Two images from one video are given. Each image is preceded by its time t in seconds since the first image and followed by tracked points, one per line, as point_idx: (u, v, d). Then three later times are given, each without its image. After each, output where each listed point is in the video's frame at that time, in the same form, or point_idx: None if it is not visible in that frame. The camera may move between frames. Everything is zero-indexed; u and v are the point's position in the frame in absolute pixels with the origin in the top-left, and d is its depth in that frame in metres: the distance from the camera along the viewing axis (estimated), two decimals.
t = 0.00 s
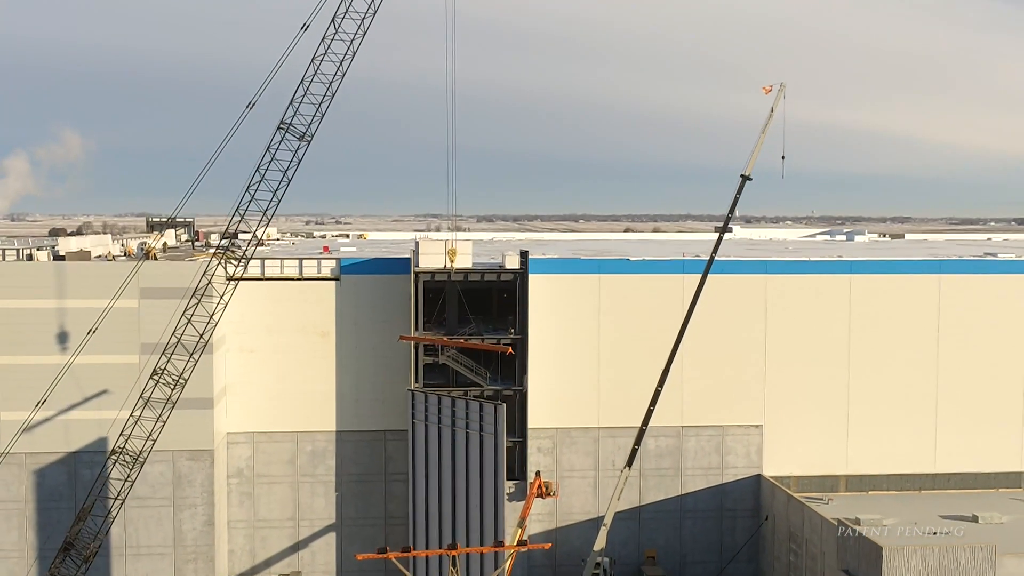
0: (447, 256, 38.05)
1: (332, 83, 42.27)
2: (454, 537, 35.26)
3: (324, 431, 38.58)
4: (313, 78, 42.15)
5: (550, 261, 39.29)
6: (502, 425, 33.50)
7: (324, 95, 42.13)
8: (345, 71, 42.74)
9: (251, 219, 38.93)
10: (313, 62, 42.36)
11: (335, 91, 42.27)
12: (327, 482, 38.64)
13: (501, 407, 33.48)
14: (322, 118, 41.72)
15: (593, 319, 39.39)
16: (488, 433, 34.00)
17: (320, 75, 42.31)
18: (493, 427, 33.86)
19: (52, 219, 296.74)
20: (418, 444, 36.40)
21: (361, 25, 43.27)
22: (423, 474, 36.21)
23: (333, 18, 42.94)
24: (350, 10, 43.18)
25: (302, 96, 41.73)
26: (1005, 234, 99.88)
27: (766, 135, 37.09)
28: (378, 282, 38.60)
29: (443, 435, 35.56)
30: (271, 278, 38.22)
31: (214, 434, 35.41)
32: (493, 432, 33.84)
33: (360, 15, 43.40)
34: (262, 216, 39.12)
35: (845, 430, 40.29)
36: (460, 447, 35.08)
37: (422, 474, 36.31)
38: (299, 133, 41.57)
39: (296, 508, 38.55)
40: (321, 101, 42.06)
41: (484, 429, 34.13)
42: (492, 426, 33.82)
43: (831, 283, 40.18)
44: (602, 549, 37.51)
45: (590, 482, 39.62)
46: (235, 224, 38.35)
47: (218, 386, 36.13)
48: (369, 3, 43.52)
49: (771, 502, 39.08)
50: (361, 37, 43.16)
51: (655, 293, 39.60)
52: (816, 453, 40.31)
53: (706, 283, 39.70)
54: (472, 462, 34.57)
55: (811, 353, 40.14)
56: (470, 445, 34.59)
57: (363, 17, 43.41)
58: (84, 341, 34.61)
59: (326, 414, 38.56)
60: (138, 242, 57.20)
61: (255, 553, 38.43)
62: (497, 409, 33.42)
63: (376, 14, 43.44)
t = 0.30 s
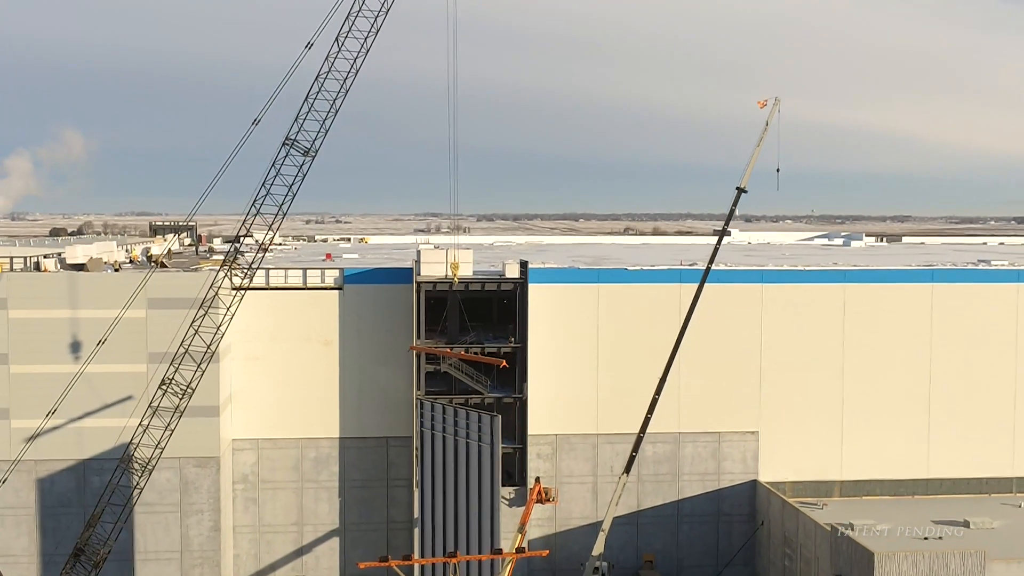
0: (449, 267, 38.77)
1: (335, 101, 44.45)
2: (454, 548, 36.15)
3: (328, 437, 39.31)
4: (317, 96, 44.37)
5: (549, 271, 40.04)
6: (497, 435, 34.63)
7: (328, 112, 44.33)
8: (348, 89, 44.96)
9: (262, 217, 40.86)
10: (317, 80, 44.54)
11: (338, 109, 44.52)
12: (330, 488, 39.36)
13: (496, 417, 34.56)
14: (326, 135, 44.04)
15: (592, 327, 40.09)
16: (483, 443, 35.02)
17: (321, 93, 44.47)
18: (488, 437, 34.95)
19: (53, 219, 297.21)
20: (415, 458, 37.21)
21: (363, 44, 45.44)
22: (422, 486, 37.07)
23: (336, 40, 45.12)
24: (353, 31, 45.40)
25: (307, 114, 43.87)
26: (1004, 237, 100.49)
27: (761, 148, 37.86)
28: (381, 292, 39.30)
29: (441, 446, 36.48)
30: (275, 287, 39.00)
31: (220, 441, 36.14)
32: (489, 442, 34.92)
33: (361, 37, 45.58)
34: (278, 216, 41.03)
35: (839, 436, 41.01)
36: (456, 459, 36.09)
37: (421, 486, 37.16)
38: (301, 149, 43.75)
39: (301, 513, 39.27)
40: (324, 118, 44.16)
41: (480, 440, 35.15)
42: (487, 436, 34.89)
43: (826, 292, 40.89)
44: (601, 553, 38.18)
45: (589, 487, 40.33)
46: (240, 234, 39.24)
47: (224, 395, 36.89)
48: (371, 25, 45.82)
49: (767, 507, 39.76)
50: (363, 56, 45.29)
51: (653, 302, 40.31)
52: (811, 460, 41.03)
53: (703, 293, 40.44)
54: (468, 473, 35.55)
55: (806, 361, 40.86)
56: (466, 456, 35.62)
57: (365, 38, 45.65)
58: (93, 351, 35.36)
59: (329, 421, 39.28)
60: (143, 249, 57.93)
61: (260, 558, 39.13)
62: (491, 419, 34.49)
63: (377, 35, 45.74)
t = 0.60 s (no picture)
0: (449, 276, 39.24)
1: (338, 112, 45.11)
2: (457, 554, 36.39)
3: (330, 442, 39.83)
4: (320, 106, 45.05)
5: (548, 278, 40.55)
6: (489, 442, 34.51)
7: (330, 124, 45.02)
8: (350, 101, 45.57)
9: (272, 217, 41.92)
10: (320, 93, 45.15)
11: (340, 120, 45.11)
12: (333, 492, 39.86)
13: (490, 426, 34.55)
14: (328, 144, 44.74)
15: (591, 333, 40.61)
16: (478, 451, 35.02)
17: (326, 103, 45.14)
18: (483, 445, 34.89)
19: (54, 220, 297.86)
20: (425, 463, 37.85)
21: (365, 54, 46.08)
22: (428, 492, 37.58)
23: (340, 51, 45.75)
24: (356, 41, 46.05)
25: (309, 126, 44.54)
26: (1003, 239, 100.62)
27: (757, 157, 38.36)
28: (383, 299, 39.81)
29: (444, 453, 36.84)
30: (280, 293, 39.46)
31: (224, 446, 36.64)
32: (483, 450, 34.88)
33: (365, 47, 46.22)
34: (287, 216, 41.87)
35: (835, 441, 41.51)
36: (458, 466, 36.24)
37: (429, 492, 37.67)
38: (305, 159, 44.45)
39: (303, 517, 39.77)
40: (328, 127, 44.90)
41: (476, 448, 35.19)
42: (481, 444, 34.86)
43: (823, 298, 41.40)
44: (600, 556, 38.66)
45: (588, 491, 40.83)
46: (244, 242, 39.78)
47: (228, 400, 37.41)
48: (373, 37, 46.33)
49: (764, 510, 40.24)
50: (365, 66, 46.01)
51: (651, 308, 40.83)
52: (808, 464, 41.54)
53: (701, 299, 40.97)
54: (468, 480, 35.68)
55: (803, 366, 41.37)
56: (465, 463, 35.73)
57: (367, 50, 46.19)
58: (100, 358, 35.88)
59: (331, 426, 39.79)
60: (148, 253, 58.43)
61: (264, 561, 39.62)
62: (486, 427, 34.50)
63: (378, 46, 46.20)
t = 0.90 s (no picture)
0: (449, 281, 39.63)
1: (339, 119, 44.50)
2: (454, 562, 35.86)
3: (331, 445, 40.10)
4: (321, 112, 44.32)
5: (549, 281, 40.84)
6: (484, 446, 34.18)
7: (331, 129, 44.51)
8: (352, 106, 44.80)
9: (274, 219, 42.11)
10: (320, 98, 44.47)
11: (341, 127, 44.55)
12: (334, 495, 40.13)
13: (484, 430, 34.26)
14: (330, 151, 44.35)
15: (591, 337, 40.88)
16: (473, 454, 34.71)
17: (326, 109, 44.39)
18: (478, 450, 34.54)
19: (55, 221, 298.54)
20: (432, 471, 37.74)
21: (368, 59, 44.89)
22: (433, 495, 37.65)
23: (342, 55, 44.73)
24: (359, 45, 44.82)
25: (311, 132, 44.07)
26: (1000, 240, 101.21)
27: (756, 163, 38.59)
28: (384, 303, 40.09)
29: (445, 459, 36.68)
30: (280, 297, 39.76)
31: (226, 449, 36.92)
32: (478, 455, 34.54)
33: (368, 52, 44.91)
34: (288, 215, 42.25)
35: (833, 443, 41.78)
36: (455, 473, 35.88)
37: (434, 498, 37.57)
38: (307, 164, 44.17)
39: (305, 519, 40.03)
40: (329, 135, 44.41)
41: (471, 452, 34.86)
42: (476, 447, 34.58)
43: (821, 302, 41.68)
44: (600, 558, 38.91)
45: (588, 494, 41.10)
46: (244, 246, 40.07)
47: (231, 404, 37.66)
48: (375, 40, 45.12)
49: (763, 513, 40.48)
50: (367, 72, 44.93)
51: (651, 311, 41.09)
52: (807, 466, 41.80)
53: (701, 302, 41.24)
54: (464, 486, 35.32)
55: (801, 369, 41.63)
56: (462, 468, 35.39)
57: (369, 54, 44.92)
58: (103, 363, 36.16)
59: (333, 429, 40.07)
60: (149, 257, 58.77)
61: (266, 563, 39.90)
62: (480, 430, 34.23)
63: (381, 51, 44.94)
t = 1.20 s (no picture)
0: (449, 281, 39.81)
1: (339, 120, 43.60)
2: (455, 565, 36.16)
3: (332, 445, 40.17)
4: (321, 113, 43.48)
5: (550, 283, 40.92)
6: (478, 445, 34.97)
7: (331, 130, 43.51)
8: (351, 107, 43.85)
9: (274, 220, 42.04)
10: (320, 99, 43.48)
11: (341, 128, 43.61)
12: (335, 495, 40.20)
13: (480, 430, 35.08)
14: (330, 153, 43.56)
15: (591, 338, 40.94)
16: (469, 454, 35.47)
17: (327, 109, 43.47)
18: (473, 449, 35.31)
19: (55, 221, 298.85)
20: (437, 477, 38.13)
21: (368, 59, 44.07)
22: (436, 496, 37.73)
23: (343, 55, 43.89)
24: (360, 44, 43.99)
25: (311, 133, 43.21)
26: (1000, 241, 101.41)
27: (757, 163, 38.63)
28: (385, 303, 40.16)
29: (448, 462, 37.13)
30: (282, 298, 39.84)
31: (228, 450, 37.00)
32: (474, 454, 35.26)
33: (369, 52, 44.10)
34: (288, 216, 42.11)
35: (834, 443, 41.85)
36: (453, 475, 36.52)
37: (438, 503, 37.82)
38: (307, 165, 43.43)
39: (306, 520, 40.10)
40: (329, 135, 43.55)
41: (467, 452, 35.59)
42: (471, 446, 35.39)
43: (821, 303, 41.75)
44: (601, 559, 38.96)
45: (589, 494, 41.18)
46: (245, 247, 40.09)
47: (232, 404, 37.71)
48: (375, 40, 44.23)
49: (763, 513, 40.56)
50: (368, 72, 44.11)
51: (651, 312, 41.16)
52: (807, 466, 41.87)
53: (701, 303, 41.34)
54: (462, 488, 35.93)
55: (802, 369, 41.71)
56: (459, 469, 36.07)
57: (371, 54, 44.09)
58: (105, 363, 36.21)
59: (334, 429, 40.13)
60: (149, 258, 58.82)
61: (267, 563, 39.98)
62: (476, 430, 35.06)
63: (381, 51, 44.05)
